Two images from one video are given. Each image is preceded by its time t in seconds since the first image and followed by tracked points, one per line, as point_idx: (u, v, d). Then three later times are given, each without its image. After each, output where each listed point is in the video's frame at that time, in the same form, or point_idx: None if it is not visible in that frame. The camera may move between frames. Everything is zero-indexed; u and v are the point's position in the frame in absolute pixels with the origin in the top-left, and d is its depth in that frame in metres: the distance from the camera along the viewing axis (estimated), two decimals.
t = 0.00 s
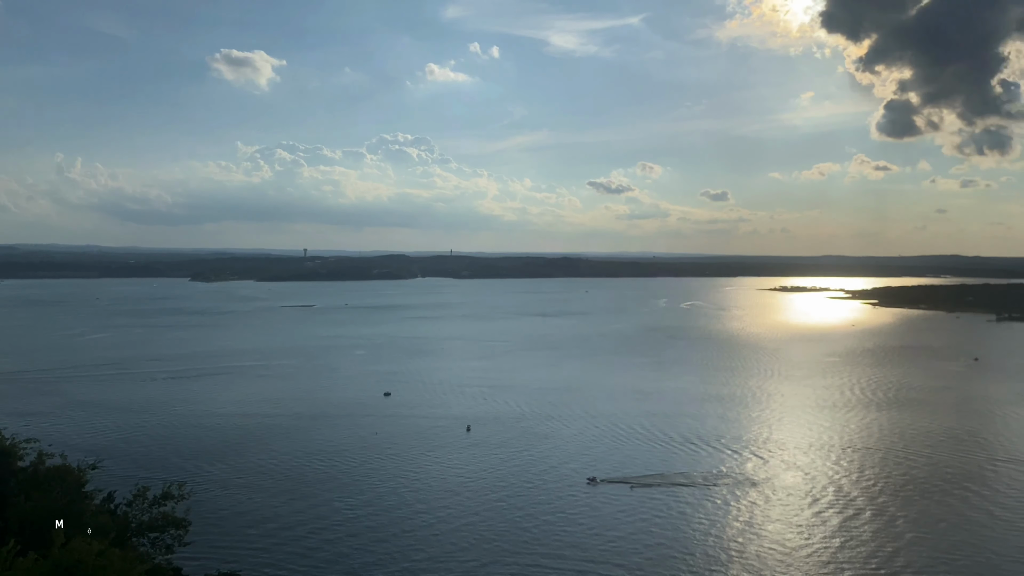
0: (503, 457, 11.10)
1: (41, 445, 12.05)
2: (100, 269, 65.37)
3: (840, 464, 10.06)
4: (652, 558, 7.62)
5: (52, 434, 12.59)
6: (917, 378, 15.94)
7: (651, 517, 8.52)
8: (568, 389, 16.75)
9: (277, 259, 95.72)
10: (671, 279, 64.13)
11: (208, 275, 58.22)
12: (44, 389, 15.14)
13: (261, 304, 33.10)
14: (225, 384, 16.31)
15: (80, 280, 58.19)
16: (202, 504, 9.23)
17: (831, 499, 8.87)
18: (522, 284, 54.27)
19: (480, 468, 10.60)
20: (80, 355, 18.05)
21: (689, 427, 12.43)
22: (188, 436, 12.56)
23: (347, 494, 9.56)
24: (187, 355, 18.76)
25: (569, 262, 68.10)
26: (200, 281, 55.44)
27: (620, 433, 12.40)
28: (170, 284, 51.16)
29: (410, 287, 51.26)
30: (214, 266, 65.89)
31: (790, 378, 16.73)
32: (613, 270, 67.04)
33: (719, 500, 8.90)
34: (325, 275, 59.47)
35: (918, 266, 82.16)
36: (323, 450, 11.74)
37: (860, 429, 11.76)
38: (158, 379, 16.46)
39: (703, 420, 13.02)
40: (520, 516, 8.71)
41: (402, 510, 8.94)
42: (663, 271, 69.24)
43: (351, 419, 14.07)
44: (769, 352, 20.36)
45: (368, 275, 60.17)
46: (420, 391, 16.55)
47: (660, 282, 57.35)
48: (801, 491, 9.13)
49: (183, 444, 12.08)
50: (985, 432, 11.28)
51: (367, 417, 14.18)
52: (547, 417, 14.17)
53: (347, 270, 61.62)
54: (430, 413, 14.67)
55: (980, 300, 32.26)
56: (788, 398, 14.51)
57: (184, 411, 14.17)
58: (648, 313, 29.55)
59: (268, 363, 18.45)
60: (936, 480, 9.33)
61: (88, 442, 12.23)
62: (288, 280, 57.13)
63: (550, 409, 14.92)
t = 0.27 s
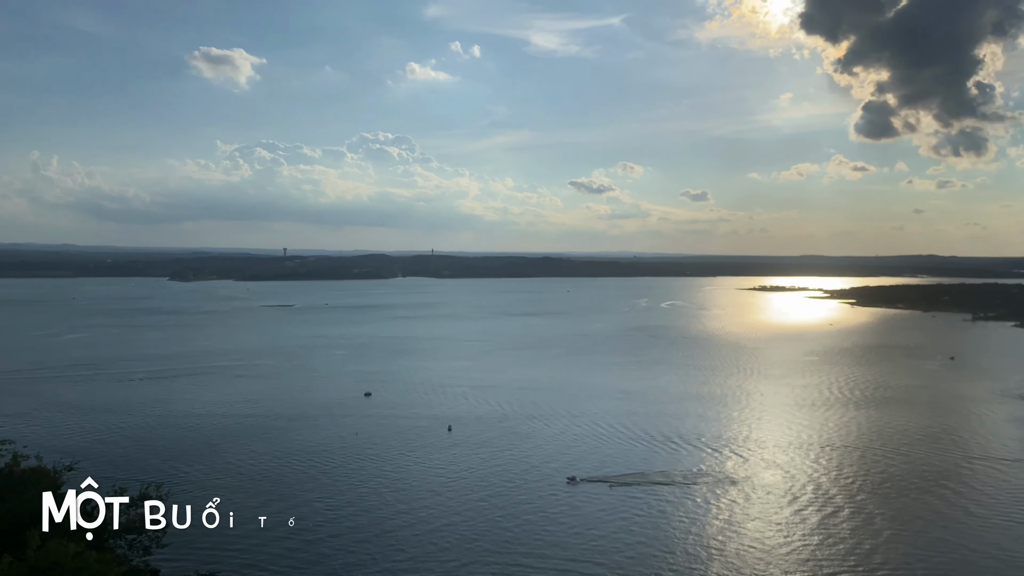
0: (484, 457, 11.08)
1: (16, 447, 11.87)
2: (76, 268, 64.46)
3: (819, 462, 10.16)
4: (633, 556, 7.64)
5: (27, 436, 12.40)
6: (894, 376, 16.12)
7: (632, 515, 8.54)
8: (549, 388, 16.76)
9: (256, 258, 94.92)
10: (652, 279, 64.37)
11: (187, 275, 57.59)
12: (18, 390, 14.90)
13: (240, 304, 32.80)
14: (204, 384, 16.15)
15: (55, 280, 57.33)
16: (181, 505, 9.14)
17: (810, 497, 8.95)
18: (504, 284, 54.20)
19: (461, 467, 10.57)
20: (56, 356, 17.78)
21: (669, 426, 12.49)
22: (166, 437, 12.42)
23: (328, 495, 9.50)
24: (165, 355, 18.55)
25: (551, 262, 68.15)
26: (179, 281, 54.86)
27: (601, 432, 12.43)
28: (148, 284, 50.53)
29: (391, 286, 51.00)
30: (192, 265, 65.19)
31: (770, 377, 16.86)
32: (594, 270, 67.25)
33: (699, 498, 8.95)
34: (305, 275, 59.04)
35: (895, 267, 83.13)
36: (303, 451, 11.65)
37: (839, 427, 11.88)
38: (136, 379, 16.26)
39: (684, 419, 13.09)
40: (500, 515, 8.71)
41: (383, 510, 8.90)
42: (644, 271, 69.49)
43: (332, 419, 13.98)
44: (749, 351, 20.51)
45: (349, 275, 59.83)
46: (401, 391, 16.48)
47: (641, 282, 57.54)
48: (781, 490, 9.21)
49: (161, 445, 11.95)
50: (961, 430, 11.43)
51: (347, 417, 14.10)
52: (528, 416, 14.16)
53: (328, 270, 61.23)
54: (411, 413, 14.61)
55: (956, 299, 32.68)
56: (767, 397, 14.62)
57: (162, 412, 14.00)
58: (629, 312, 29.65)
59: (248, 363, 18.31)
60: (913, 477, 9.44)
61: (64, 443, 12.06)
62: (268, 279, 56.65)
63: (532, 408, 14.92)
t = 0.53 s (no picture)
0: (467, 456, 11.09)
1: None
2: (53, 267, 63.61)
3: (798, 460, 10.30)
4: (615, 554, 7.71)
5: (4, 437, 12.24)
6: (871, 375, 16.35)
7: (613, 514, 8.59)
8: (531, 388, 16.80)
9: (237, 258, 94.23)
10: (634, 279, 64.62)
11: (166, 274, 57.00)
12: None
13: (220, 303, 32.52)
14: (184, 384, 16.01)
15: (32, 279, 56.58)
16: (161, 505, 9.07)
17: (788, 494, 9.09)
18: (487, 283, 54.18)
19: (444, 467, 10.57)
20: (34, 356, 17.56)
21: (651, 424, 12.60)
22: (146, 437, 12.32)
23: (309, 495, 9.46)
24: (145, 355, 18.38)
25: (534, 262, 68.22)
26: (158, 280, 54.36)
27: (583, 431, 12.50)
28: (127, 283, 49.96)
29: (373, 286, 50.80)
30: (171, 265, 64.54)
31: (750, 375, 17.03)
32: (577, 270, 67.45)
33: (680, 496, 9.05)
34: (286, 275, 58.66)
35: (872, 268, 84.13)
36: (284, 451, 11.60)
37: (817, 425, 12.04)
38: (115, 379, 16.11)
39: (665, 417, 13.21)
40: (483, 514, 8.74)
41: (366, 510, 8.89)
42: (626, 271, 69.76)
43: (313, 418, 13.93)
44: (729, 350, 20.69)
45: (330, 275, 59.55)
46: (383, 391, 16.44)
47: (624, 282, 57.74)
48: (760, 487, 9.34)
49: (140, 445, 11.85)
50: (936, 428, 11.63)
51: (329, 417, 14.05)
52: (510, 415, 14.18)
53: (309, 269, 60.90)
54: (393, 412, 14.59)
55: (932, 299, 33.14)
56: (747, 396, 14.77)
57: (141, 411, 13.89)
58: (611, 311, 29.78)
59: (228, 362, 18.19)
60: (889, 474, 9.61)
61: (42, 443, 11.93)
62: (248, 279, 56.24)
63: (514, 407, 14.96)
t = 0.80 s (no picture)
0: (447, 455, 11.07)
1: None
2: (25, 267, 62.56)
3: (776, 458, 10.40)
4: (595, 552, 7.73)
5: None
6: (848, 373, 16.55)
7: (594, 513, 8.61)
8: (512, 387, 16.80)
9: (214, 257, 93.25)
10: (614, 278, 64.81)
11: (142, 274, 56.27)
12: None
13: (197, 303, 32.15)
14: (160, 385, 15.81)
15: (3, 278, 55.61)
16: (137, 506, 8.96)
17: (766, 491, 9.18)
18: (467, 283, 54.08)
19: (425, 467, 10.53)
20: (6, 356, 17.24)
21: (630, 423, 12.66)
22: (121, 438, 12.15)
23: (288, 495, 9.38)
24: (120, 355, 18.12)
25: (514, 261, 68.20)
26: (134, 280, 53.69)
27: (563, 430, 12.52)
28: (102, 283, 49.26)
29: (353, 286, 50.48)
30: (147, 264, 63.75)
31: (728, 374, 17.17)
32: (557, 269, 67.53)
33: (660, 494, 9.11)
34: (264, 274, 58.15)
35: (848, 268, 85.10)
36: (263, 451, 11.49)
37: (794, 423, 12.17)
38: (90, 379, 15.87)
39: (644, 415, 13.28)
40: (465, 511, 8.74)
41: (346, 510, 8.84)
42: (606, 270, 69.95)
43: (291, 418, 13.81)
44: (708, 349, 20.84)
45: (309, 274, 59.14)
46: (362, 391, 16.35)
47: (604, 281, 57.87)
48: (738, 485, 9.41)
49: (116, 446, 11.69)
50: (911, 425, 11.80)
51: (308, 417, 13.95)
52: (490, 414, 14.17)
53: (288, 269, 60.43)
54: (372, 412, 14.51)
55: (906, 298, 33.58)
56: (725, 394, 14.89)
57: (117, 412, 13.69)
58: (591, 311, 29.85)
59: (205, 362, 18.01)
60: (865, 471, 9.73)
61: (14, 445, 11.72)
62: (226, 279, 55.69)
63: (494, 406, 14.95)
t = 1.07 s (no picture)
0: (431, 455, 11.02)
1: None
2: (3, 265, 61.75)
3: (759, 456, 10.46)
4: (581, 551, 7.73)
5: None
6: (829, 372, 16.69)
7: (579, 512, 8.61)
8: (496, 386, 16.77)
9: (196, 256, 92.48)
10: (598, 277, 64.96)
11: (123, 273, 55.70)
12: None
13: (179, 302, 31.87)
14: (141, 385, 15.64)
15: None
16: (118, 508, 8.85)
17: (750, 489, 9.23)
18: (452, 282, 53.99)
19: (409, 467, 10.48)
20: None
21: (615, 422, 12.69)
22: (101, 438, 12.00)
23: (272, 496, 9.31)
24: (100, 355, 17.91)
25: (498, 261, 68.17)
26: (114, 279, 53.13)
27: (548, 429, 12.53)
28: (82, 282, 48.71)
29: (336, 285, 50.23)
30: (128, 263, 63.14)
31: (711, 373, 17.26)
32: (541, 269, 67.59)
33: (644, 492, 9.14)
34: (247, 274, 57.76)
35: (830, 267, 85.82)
36: (246, 451, 11.39)
37: (777, 421, 12.26)
38: (69, 379, 15.67)
39: (628, 414, 13.32)
40: (451, 511, 8.72)
41: (330, 510, 8.78)
42: (590, 270, 70.09)
43: (274, 418, 13.71)
44: (691, 348, 20.93)
45: (293, 273, 58.81)
46: (345, 391, 16.26)
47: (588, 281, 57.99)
48: (723, 483, 9.46)
49: (97, 447, 11.55)
50: (892, 424, 11.92)
51: (291, 417, 13.85)
52: (474, 414, 14.14)
53: (271, 268, 60.06)
54: (355, 412, 14.42)
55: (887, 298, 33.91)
56: (708, 393, 14.97)
57: (97, 413, 13.53)
58: (575, 310, 29.89)
59: (187, 362, 17.84)
60: (847, 469, 9.81)
61: None
62: (208, 278, 55.26)
63: (479, 406, 14.92)
